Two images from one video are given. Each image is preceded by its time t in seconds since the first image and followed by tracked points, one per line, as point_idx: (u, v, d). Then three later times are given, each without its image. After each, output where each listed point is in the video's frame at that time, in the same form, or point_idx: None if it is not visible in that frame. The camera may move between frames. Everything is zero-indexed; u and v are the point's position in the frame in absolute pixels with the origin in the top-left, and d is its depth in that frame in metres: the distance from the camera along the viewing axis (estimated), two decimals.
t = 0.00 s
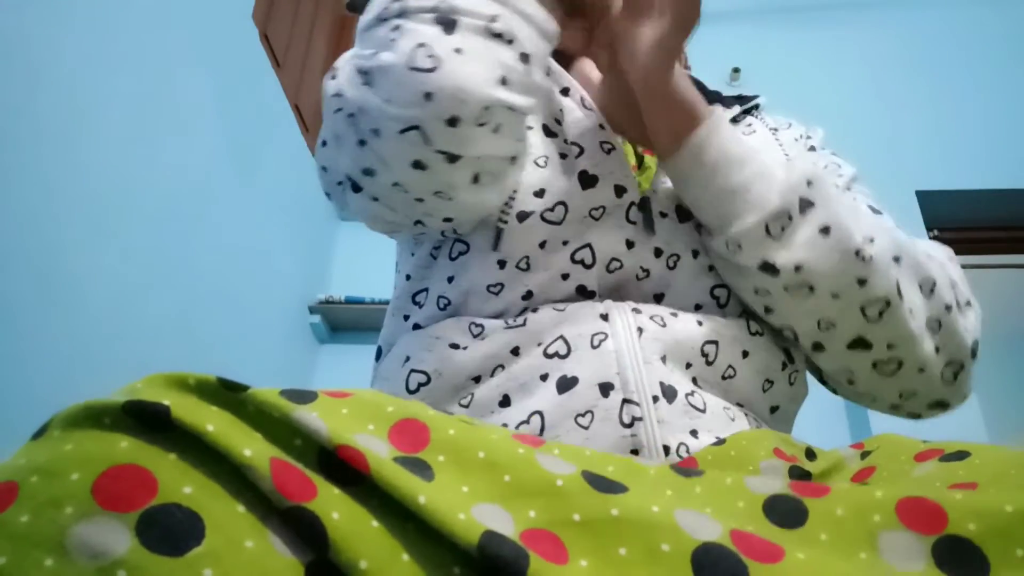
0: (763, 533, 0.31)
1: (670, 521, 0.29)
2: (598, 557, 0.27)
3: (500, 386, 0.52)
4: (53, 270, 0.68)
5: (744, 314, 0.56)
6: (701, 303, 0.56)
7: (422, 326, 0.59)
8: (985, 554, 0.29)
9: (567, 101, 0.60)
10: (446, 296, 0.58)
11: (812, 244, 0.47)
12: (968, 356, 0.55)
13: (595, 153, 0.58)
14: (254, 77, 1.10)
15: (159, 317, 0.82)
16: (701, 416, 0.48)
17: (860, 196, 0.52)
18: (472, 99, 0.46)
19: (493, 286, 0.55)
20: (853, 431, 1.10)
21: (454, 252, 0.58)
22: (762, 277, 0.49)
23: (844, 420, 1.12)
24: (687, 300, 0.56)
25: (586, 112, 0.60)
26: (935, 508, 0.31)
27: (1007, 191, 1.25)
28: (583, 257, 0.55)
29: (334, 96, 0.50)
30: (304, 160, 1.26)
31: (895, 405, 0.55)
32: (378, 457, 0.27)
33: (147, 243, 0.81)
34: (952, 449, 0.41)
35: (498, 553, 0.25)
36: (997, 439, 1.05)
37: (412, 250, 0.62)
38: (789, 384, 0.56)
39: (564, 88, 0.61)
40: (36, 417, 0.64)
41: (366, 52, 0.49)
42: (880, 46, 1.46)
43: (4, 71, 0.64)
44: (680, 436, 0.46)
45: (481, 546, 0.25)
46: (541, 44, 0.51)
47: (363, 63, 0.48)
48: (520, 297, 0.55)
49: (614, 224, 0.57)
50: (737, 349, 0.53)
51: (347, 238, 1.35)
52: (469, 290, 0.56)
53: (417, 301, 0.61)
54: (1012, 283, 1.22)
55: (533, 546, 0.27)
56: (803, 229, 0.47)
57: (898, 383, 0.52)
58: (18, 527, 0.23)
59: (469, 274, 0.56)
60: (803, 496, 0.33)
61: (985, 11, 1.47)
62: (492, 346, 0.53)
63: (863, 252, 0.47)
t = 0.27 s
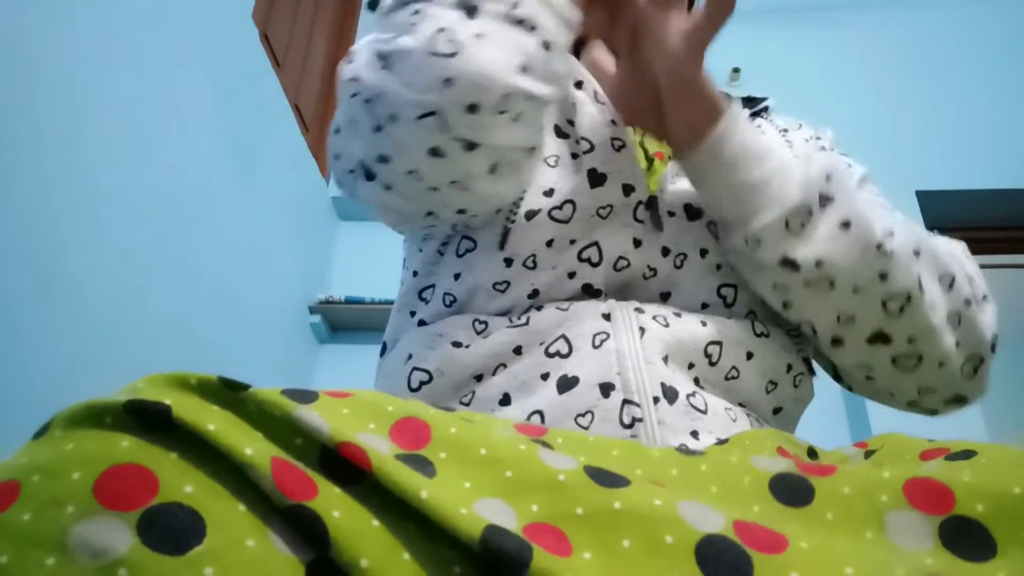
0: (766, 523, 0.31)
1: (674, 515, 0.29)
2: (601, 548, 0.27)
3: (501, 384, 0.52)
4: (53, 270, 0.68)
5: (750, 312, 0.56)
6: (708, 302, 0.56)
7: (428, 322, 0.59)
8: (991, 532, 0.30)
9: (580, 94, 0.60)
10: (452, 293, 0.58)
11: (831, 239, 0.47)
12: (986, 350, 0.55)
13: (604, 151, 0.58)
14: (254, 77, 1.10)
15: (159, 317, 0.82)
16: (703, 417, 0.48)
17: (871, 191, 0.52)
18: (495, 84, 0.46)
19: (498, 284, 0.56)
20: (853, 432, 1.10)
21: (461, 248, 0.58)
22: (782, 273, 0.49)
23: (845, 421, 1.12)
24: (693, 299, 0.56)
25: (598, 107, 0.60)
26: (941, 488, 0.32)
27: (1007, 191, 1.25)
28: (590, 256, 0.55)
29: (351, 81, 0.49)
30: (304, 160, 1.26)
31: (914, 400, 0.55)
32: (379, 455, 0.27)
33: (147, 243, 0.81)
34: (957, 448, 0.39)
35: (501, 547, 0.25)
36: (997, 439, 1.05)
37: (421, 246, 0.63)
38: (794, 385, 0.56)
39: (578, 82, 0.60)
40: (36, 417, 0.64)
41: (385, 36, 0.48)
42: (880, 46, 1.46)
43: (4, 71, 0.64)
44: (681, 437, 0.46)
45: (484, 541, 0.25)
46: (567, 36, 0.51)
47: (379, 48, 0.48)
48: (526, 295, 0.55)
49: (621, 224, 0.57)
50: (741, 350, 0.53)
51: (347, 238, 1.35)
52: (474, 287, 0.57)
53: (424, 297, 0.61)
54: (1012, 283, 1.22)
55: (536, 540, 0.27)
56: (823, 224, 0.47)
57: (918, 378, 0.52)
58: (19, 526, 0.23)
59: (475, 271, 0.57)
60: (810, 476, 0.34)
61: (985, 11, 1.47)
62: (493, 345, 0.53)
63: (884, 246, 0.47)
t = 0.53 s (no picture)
0: (766, 520, 0.30)
1: (676, 513, 0.29)
2: (602, 546, 0.27)
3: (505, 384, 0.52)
4: (53, 270, 0.68)
5: (760, 321, 0.56)
6: (719, 309, 0.56)
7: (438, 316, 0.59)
8: (996, 527, 0.30)
9: (600, 95, 0.60)
10: (462, 287, 0.58)
11: (869, 265, 0.48)
12: (981, 402, 0.59)
13: (622, 151, 0.57)
14: (253, 77, 1.10)
15: (159, 317, 0.82)
16: (708, 420, 0.48)
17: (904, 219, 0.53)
18: (517, 55, 0.51)
19: (510, 279, 0.56)
20: (853, 432, 1.10)
21: (473, 243, 0.59)
22: (811, 289, 0.50)
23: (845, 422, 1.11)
24: (704, 306, 0.56)
25: (617, 109, 0.60)
26: (946, 483, 0.31)
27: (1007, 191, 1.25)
28: (603, 257, 0.55)
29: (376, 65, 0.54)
30: (304, 159, 1.26)
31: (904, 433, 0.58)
32: (377, 453, 0.27)
33: (146, 243, 0.81)
34: (962, 448, 0.38)
35: (502, 544, 0.25)
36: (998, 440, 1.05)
37: (434, 240, 0.63)
38: (803, 393, 0.55)
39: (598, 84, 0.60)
40: (36, 418, 0.64)
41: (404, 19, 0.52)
42: (879, 45, 1.46)
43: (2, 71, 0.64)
44: (685, 439, 0.46)
45: (485, 538, 0.25)
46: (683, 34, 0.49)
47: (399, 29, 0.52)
48: (537, 293, 0.55)
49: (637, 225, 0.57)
50: (750, 355, 0.53)
51: (347, 238, 1.35)
52: (485, 282, 0.57)
53: (436, 291, 0.61)
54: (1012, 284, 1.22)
55: (537, 536, 0.27)
56: (863, 247, 0.48)
57: (916, 411, 0.55)
58: (19, 527, 0.23)
59: (486, 266, 0.57)
60: (813, 471, 0.34)
61: (985, 11, 1.47)
62: (499, 345, 0.53)
63: (914, 283, 0.49)
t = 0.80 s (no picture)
0: (763, 519, 0.30)
1: (675, 513, 0.29)
2: (601, 546, 0.27)
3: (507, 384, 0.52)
4: (53, 269, 0.68)
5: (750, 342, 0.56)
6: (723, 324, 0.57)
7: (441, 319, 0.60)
8: (993, 529, 0.30)
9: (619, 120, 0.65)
10: (467, 293, 0.59)
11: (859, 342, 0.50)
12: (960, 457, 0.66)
13: (635, 163, 0.61)
14: (253, 77, 1.10)
15: (160, 317, 0.82)
16: (710, 422, 0.50)
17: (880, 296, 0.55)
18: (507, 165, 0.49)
19: (515, 286, 0.57)
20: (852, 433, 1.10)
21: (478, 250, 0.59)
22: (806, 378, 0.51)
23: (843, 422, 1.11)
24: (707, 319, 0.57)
25: (630, 128, 0.64)
26: (942, 486, 0.31)
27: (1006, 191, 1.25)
28: (608, 267, 0.57)
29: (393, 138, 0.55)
30: (304, 159, 1.26)
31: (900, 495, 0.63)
32: (376, 454, 0.27)
33: (146, 242, 0.81)
34: (960, 449, 0.39)
35: (501, 543, 0.25)
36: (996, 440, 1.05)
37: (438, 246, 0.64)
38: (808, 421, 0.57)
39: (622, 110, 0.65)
40: (36, 417, 0.64)
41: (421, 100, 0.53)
42: (879, 45, 1.46)
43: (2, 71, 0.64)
44: (688, 441, 0.48)
45: (483, 538, 0.25)
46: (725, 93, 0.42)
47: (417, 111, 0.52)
48: (541, 300, 0.56)
49: (643, 234, 0.59)
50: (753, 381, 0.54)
51: (347, 238, 1.35)
52: (490, 289, 0.58)
53: (437, 296, 0.62)
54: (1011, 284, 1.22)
55: (536, 535, 0.27)
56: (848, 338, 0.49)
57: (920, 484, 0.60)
58: (17, 528, 0.23)
59: (492, 274, 0.58)
60: (810, 473, 0.34)
61: (984, 10, 1.47)
62: (503, 346, 0.53)
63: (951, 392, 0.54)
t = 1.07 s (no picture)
0: (764, 520, 0.30)
1: (676, 514, 0.29)
2: (602, 547, 0.27)
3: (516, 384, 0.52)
4: (53, 269, 0.68)
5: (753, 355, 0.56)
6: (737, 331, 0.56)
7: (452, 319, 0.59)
8: (993, 535, 0.29)
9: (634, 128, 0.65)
10: (478, 295, 0.57)
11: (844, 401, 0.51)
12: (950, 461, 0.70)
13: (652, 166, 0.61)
14: (253, 76, 1.10)
15: (160, 317, 0.82)
16: (718, 426, 0.48)
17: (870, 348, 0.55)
18: (508, 185, 0.39)
19: (527, 290, 0.55)
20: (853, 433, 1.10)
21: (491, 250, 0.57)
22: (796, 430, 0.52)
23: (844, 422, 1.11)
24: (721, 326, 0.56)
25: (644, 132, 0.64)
26: (941, 492, 0.31)
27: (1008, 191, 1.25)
28: (622, 272, 0.56)
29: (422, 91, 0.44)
30: (304, 159, 1.26)
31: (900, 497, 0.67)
32: (377, 454, 0.28)
33: (146, 242, 0.81)
34: (961, 449, 0.39)
35: (502, 544, 0.25)
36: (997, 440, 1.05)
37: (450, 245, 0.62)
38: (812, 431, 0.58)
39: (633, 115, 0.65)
40: (36, 417, 0.64)
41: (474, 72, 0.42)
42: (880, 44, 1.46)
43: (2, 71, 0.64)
44: (694, 445, 0.47)
45: (484, 539, 0.25)
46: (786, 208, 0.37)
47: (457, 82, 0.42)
48: (553, 304, 0.55)
49: (659, 240, 0.57)
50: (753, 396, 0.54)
51: (348, 238, 1.35)
52: (502, 292, 0.56)
53: (448, 296, 0.60)
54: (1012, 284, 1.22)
55: (536, 537, 0.27)
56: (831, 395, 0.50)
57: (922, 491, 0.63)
58: (18, 528, 0.23)
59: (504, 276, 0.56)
60: (811, 483, 0.33)
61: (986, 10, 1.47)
62: (514, 346, 0.53)
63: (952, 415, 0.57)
